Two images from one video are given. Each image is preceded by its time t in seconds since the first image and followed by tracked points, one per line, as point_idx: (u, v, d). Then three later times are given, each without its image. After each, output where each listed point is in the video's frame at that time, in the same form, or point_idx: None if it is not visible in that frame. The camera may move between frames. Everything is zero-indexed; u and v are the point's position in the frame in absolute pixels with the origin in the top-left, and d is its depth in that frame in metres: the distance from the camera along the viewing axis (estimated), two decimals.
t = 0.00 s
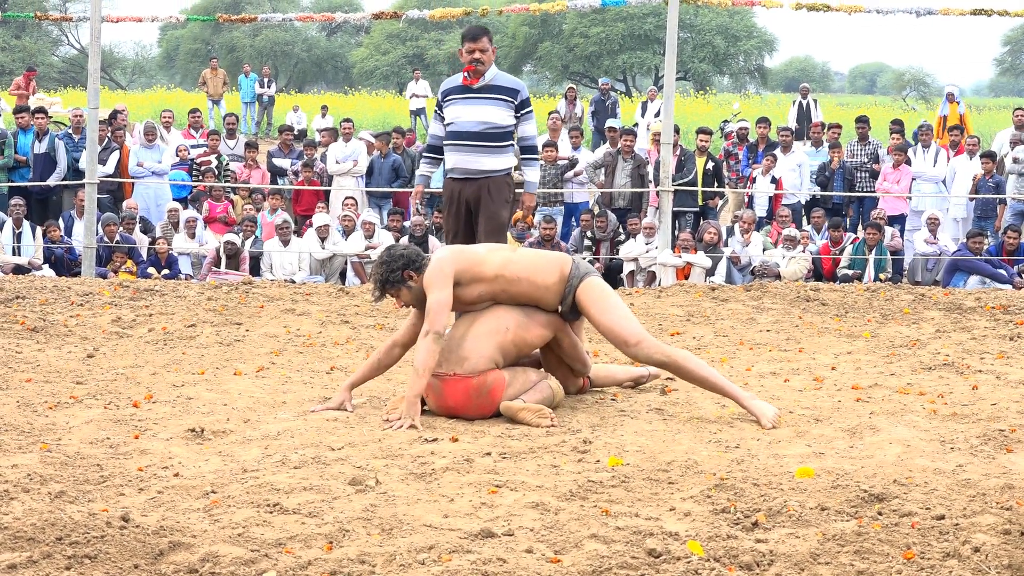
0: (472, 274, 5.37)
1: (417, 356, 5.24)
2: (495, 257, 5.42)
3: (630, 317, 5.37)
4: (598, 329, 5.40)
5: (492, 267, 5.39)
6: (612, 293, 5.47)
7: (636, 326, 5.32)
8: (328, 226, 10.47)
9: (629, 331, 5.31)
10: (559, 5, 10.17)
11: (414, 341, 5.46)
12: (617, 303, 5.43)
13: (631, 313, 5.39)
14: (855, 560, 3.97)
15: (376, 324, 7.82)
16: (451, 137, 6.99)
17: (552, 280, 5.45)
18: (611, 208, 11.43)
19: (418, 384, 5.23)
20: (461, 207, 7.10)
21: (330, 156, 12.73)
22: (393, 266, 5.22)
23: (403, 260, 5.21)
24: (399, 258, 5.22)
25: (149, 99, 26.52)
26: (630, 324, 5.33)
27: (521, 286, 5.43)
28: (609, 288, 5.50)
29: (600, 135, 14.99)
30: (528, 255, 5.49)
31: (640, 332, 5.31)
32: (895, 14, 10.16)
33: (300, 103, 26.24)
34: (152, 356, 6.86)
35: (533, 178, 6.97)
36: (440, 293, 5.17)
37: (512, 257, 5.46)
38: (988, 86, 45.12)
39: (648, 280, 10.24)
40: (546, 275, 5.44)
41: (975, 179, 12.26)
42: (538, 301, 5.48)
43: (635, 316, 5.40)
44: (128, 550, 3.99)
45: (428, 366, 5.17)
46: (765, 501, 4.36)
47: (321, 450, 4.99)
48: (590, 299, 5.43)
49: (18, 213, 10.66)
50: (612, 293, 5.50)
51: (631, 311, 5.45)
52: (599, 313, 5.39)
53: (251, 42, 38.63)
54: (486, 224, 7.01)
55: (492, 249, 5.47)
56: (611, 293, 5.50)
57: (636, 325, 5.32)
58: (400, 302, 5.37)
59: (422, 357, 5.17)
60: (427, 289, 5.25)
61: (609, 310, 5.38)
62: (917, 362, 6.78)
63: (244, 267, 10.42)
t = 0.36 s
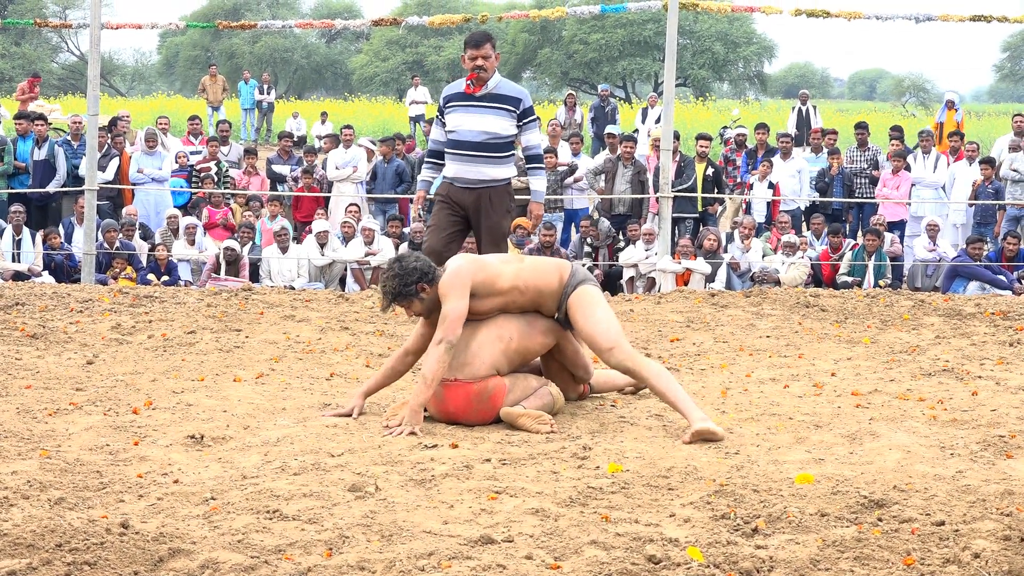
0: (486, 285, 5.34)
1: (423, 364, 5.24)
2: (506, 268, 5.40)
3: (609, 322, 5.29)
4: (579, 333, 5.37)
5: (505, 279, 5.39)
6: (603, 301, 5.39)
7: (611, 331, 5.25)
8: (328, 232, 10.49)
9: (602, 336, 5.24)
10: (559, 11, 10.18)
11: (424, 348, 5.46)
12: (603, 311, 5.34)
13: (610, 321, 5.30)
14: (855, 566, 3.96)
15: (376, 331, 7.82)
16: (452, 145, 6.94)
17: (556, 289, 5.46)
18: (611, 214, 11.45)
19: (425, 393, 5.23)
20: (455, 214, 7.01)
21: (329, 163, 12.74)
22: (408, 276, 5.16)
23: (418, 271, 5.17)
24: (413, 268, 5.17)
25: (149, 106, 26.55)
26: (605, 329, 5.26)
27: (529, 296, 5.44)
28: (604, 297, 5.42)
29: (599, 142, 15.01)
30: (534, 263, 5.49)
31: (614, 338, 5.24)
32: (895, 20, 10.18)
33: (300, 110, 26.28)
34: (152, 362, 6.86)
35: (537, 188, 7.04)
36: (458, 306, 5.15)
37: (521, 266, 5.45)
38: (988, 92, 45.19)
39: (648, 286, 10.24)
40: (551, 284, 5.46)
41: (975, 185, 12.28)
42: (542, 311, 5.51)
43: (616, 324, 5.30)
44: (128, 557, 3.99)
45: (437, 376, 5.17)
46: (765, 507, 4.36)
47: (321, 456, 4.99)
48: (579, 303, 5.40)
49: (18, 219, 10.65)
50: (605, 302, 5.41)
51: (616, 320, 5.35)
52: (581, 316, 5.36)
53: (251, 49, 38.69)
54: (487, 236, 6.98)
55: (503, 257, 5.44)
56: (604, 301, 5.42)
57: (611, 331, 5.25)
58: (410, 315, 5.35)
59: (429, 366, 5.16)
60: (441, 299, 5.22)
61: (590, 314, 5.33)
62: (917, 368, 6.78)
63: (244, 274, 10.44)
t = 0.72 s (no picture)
0: (490, 289, 5.34)
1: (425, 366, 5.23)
2: (511, 272, 5.40)
3: (607, 327, 5.29)
4: (578, 338, 5.37)
5: (509, 285, 5.39)
6: (602, 308, 5.40)
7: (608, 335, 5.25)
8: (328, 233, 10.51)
9: (601, 341, 5.24)
10: (559, 13, 10.18)
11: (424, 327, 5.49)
12: (602, 317, 5.35)
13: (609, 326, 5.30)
14: (855, 567, 3.96)
15: (376, 332, 7.81)
16: (421, 153, 6.60)
17: (558, 296, 5.47)
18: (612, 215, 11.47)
19: (427, 395, 5.22)
20: (428, 221, 6.67)
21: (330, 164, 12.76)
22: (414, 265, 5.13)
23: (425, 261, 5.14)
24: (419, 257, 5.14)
25: (150, 108, 26.55)
26: (603, 334, 5.26)
27: (532, 302, 5.45)
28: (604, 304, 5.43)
29: (599, 143, 15.00)
30: (537, 268, 5.50)
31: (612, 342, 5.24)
32: (895, 22, 10.18)
33: (300, 111, 26.28)
34: (152, 364, 6.85)
35: (511, 191, 6.68)
36: (463, 309, 5.14)
37: (526, 272, 5.46)
38: (987, 94, 45.23)
39: (648, 287, 10.24)
40: (554, 290, 5.47)
41: (976, 186, 12.21)
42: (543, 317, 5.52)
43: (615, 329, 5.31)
44: (128, 558, 3.99)
45: (439, 378, 5.16)
46: (765, 508, 4.36)
47: (321, 458, 4.98)
48: (577, 309, 5.40)
49: (18, 221, 10.65)
50: (605, 309, 5.42)
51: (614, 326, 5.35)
52: (579, 321, 5.36)
53: (251, 51, 38.70)
54: (466, 241, 6.72)
55: (508, 261, 5.44)
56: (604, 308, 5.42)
57: (608, 334, 5.25)
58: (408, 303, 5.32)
59: (432, 367, 5.15)
60: (445, 300, 5.20)
61: (589, 319, 5.34)
62: (917, 369, 6.78)
63: (244, 275, 10.44)
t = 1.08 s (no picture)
0: (482, 287, 5.35)
1: (421, 366, 5.23)
2: (505, 271, 5.41)
3: (612, 326, 5.29)
4: (581, 338, 5.36)
5: (502, 283, 5.39)
6: (606, 307, 5.39)
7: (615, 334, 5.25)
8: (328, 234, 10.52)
9: (607, 340, 5.23)
10: (559, 14, 10.17)
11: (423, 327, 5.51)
12: (606, 316, 5.34)
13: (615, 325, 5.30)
14: (855, 568, 3.96)
15: (376, 332, 7.82)
16: (386, 147, 6.58)
17: (557, 295, 5.45)
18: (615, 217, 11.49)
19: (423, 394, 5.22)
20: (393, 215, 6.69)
21: (329, 165, 12.79)
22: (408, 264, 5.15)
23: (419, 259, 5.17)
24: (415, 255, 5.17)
25: (150, 108, 26.58)
26: (608, 333, 5.25)
27: (528, 301, 5.44)
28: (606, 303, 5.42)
29: (598, 144, 15.02)
30: (535, 266, 5.50)
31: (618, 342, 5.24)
32: (895, 22, 10.19)
33: (300, 112, 26.30)
34: (152, 364, 6.85)
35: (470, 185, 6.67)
36: (451, 308, 5.15)
37: (522, 271, 5.45)
38: (987, 94, 45.25)
39: (648, 288, 10.23)
40: (551, 289, 5.45)
41: (976, 186, 12.20)
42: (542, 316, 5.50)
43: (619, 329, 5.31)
44: (128, 558, 3.98)
45: (434, 378, 5.17)
46: (766, 509, 4.36)
47: (321, 458, 4.98)
48: (581, 308, 5.39)
49: (19, 221, 10.65)
50: (608, 308, 5.41)
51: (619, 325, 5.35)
52: (583, 321, 5.35)
53: (251, 51, 38.73)
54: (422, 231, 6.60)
55: (503, 259, 5.45)
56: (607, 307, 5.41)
57: (615, 333, 5.25)
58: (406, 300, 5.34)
59: (427, 367, 5.15)
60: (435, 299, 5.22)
61: (593, 319, 5.33)
62: (917, 370, 6.78)
63: (244, 276, 10.45)
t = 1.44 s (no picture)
0: (480, 290, 5.35)
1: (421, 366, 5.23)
2: (504, 272, 5.41)
3: (608, 329, 5.28)
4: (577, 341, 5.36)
5: (500, 286, 5.39)
6: (602, 310, 5.38)
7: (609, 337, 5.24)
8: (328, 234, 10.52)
9: (599, 345, 5.22)
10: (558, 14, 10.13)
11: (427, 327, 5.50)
12: (602, 318, 5.33)
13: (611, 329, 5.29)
14: (855, 568, 3.96)
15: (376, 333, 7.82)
16: (361, 151, 6.57)
17: (557, 295, 5.46)
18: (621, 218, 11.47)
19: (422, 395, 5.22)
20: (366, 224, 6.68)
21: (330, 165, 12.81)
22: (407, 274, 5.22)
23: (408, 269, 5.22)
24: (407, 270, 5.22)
25: (150, 108, 26.60)
26: (602, 338, 5.23)
27: (527, 301, 5.45)
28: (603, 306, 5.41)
29: (598, 144, 15.05)
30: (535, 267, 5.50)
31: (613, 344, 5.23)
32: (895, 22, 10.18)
33: (300, 112, 26.31)
34: (152, 365, 6.85)
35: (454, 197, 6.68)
36: (449, 309, 5.14)
37: (520, 273, 5.46)
38: (988, 94, 45.26)
39: (648, 288, 10.22)
40: (550, 289, 5.46)
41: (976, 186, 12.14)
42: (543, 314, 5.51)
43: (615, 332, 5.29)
44: (128, 559, 3.98)
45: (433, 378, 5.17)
46: (765, 509, 4.36)
47: (321, 459, 4.99)
48: (577, 311, 5.38)
49: (19, 222, 10.64)
50: (604, 311, 5.40)
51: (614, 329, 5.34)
52: (578, 325, 5.34)
53: (251, 52, 38.76)
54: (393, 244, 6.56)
55: (502, 261, 5.45)
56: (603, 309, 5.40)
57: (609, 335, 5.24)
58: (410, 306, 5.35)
59: (427, 367, 5.15)
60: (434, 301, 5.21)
61: (589, 322, 5.31)
62: (917, 370, 6.77)
63: (244, 276, 10.45)
